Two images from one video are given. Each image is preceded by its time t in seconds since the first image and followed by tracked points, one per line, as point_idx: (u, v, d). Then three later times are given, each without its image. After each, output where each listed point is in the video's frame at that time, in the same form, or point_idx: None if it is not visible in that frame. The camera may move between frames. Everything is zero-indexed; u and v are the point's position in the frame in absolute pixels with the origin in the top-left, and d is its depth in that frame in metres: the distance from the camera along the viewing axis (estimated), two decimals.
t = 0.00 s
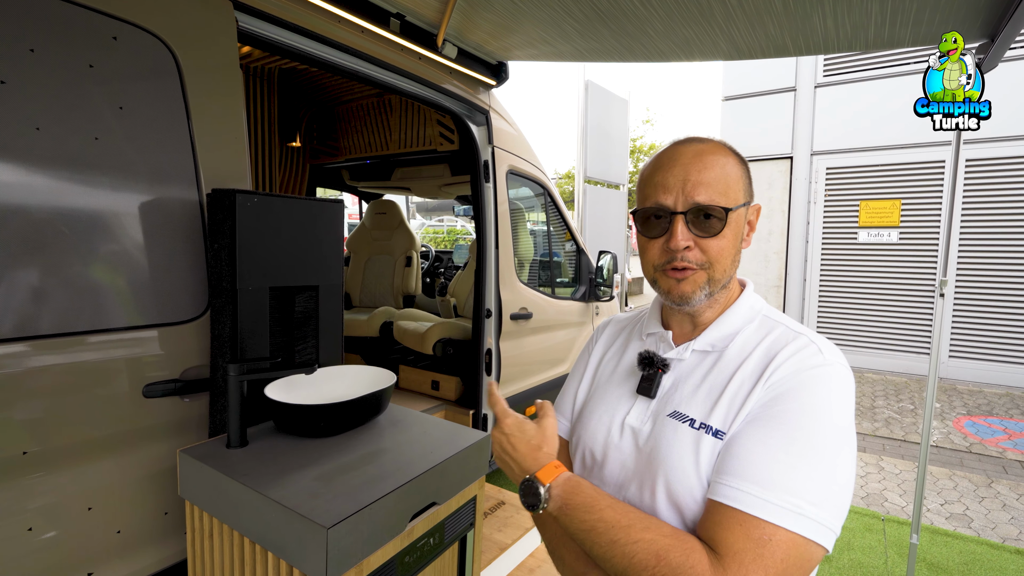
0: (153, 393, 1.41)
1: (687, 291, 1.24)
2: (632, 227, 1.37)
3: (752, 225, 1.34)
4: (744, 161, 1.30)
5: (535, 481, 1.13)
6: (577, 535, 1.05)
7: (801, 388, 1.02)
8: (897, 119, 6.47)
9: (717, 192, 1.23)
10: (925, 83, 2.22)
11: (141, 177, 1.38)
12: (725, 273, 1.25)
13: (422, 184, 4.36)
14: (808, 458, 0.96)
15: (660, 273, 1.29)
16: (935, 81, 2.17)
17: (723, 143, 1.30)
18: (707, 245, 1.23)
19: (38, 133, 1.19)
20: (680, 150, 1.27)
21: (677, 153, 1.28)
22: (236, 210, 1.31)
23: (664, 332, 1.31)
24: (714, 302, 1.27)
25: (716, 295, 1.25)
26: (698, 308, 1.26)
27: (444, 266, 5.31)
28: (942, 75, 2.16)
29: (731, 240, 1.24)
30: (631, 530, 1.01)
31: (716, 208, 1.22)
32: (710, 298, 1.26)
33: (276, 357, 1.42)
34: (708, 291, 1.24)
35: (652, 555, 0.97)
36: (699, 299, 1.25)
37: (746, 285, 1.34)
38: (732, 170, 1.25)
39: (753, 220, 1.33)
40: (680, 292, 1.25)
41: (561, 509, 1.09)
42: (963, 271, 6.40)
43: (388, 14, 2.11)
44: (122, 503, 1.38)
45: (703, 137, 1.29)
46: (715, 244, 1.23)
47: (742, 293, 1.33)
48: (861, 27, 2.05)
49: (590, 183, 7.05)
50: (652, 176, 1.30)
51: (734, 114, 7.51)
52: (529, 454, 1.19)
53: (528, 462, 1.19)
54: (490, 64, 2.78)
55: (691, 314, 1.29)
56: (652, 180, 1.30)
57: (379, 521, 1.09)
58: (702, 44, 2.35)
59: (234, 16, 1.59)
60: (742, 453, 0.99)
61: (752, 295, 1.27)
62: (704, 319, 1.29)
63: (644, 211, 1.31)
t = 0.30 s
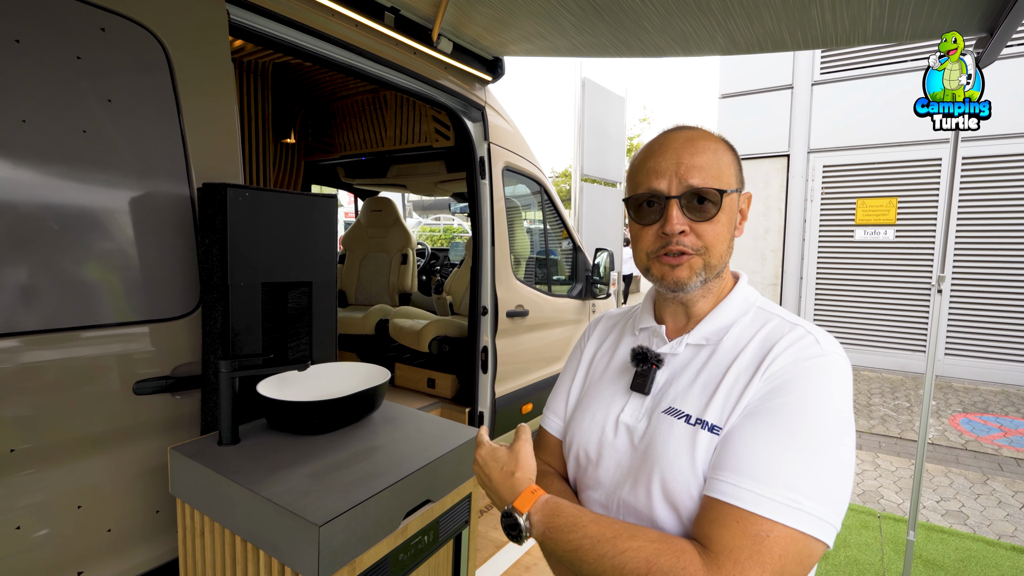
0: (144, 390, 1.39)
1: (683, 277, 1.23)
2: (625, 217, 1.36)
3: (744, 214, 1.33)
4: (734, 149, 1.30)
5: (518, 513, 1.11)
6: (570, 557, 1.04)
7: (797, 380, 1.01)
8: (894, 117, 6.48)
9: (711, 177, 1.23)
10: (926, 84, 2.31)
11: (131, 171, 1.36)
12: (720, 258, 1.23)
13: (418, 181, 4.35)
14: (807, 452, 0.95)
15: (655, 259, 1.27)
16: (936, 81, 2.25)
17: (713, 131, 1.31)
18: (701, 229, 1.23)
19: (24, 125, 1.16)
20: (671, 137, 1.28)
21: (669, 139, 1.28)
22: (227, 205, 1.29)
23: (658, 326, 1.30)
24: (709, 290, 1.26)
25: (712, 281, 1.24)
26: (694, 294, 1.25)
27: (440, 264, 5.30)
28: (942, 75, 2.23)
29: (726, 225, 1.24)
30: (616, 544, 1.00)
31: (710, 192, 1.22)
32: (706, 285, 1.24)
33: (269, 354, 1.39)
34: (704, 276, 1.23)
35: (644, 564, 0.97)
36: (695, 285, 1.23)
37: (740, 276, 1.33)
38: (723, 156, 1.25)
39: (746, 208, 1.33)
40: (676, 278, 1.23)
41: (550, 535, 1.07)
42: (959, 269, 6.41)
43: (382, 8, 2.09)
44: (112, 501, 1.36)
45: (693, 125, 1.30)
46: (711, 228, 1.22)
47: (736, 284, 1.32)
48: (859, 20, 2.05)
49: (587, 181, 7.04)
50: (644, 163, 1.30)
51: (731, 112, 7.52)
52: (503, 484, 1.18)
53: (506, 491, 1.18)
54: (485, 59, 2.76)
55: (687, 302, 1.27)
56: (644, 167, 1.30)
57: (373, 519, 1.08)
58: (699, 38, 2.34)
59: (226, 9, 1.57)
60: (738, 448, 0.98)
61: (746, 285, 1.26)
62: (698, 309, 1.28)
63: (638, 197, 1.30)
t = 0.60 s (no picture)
0: (131, 389, 1.36)
1: (677, 273, 1.20)
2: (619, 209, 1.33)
3: (742, 209, 1.30)
4: (732, 141, 1.27)
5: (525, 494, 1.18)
6: (561, 541, 1.08)
7: (794, 375, 0.98)
8: (894, 114, 6.45)
9: (707, 170, 1.20)
10: (927, 84, 2.39)
11: (118, 166, 1.33)
12: (716, 254, 1.21)
13: (414, 178, 4.32)
14: (802, 449, 0.92)
15: (649, 254, 1.24)
16: (936, 81, 2.34)
17: (711, 122, 1.27)
18: (697, 224, 1.20)
19: (6, 118, 1.13)
20: (667, 128, 1.25)
21: (665, 130, 1.25)
22: (215, 200, 1.26)
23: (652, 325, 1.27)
24: (704, 287, 1.23)
25: (707, 278, 1.21)
26: (688, 292, 1.22)
27: (437, 261, 5.27)
28: (942, 75, 2.32)
29: (722, 220, 1.21)
30: (607, 528, 1.03)
31: (706, 185, 1.19)
32: (701, 282, 1.22)
33: (259, 352, 1.37)
34: (699, 273, 1.21)
35: (627, 543, 0.99)
36: (689, 281, 1.21)
37: (737, 272, 1.30)
38: (720, 149, 1.22)
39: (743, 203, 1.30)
40: (670, 275, 1.21)
41: (548, 518, 1.12)
42: (960, 267, 6.39)
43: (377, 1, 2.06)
44: (98, 503, 1.33)
45: (690, 117, 1.27)
46: (706, 223, 1.19)
47: (732, 280, 1.30)
48: (861, 12, 2.01)
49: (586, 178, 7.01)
50: (639, 155, 1.27)
51: (731, 109, 7.48)
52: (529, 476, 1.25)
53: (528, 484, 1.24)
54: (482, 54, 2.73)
55: (681, 301, 1.25)
56: (638, 159, 1.26)
57: (364, 521, 1.05)
58: (699, 31, 2.30)
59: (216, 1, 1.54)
60: (732, 446, 0.95)
61: (743, 282, 1.24)
62: (694, 308, 1.26)
63: (632, 190, 1.27)
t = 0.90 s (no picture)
0: (120, 389, 1.33)
1: (676, 270, 1.18)
2: (619, 202, 1.30)
3: (747, 206, 1.28)
4: (740, 137, 1.24)
5: (513, 502, 1.16)
6: (550, 549, 1.05)
7: (790, 375, 0.96)
8: (897, 110, 6.40)
9: (712, 167, 1.17)
10: (927, 84, 2.48)
11: (107, 162, 1.31)
12: (717, 252, 1.18)
13: (413, 175, 4.29)
14: (797, 451, 0.89)
15: (647, 249, 1.22)
16: (936, 81, 2.43)
17: (720, 117, 1.24)
18: (698, 222, 1.17)
19: None
20: (674, 120, 1.21)
21: (670, 123, 1.21)
22: (204, 196, 1.24)
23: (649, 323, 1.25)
24: (705, 285, 1.21)
25: (706, 276, 1.19)
26: (686, 289, 1.20)
27: (436, 259, 5.25)
28: (942, 75, 2.42)
29: (725, 218, 1.18)
30: (593, 535, 1.01)
31: (710, 182, 1.16)
32: (700, 279, 1.19)
33: (250, 352, 1.34)
34: (698, 271, 1.18)
35: (613, 551, 0.97)
36: (688, 278, 1.19)
37: (737, 270, 1.28)
38: (727, 144, 1.19)
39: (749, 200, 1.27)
40: (670, 273, 1.19)
41: (536, 525, 1.10)
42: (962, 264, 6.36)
43: None
44: (87, 505, 1.31)
45: (698, 110, 1.23)
46: (708, 220, 1.17)
47: (733, 278, 1.27)
48: (866, 5, 1.98)
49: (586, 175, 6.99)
50: (643, 147, 1.24)
51: (733, 105, 7.45)
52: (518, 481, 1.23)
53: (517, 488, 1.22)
54: (479, 49, 2.71)
55: (680, 298, 1.23)
56: (642, 151, 1.23)
57: (355, 525, 1.03)
58: (699, 24, 2.27)
59: None
60: (724, 449, 0.92)
61: (744, 280, 1.21)
62: (692, 305, 1.23)
63: (634, 183, 1.24)
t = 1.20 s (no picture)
0: (110, 390, 1.31)
1: (672, 266, 1.15)
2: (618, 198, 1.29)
3: (752, 205, 1.25)
4: (743, 132, 1.21)
5: (505, 512, 1.14)
6: (542, 561, 1.03)
7: (794, 383, 0.93)
8: (900, 107, 6.36)
9: (712, 159, 1.14)
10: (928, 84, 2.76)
11: (96, 159, 1.28)
12: (717, 249, 1.14)
13: (412, 173, 4.26)
14: (801, 464, 0.86)
15: (643, 244, 1.19)
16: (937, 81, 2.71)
17: (724, 112, 1.21)
18: (696, 216, 1.14)
19: None
20: (674, 114, 1.20)
21: (670, 117, 1.20)
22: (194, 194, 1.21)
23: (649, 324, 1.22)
24: (703, 283, 1.17)
25: (705, 273, 1.15)
26: (684, 286, 1.17)
27: (436, 257, 5.23)
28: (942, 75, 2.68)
29: (725, 213, 1.15)
30: (586, 549, 0.99)
31: (707, 175, 1.13)
32: (698, 277, 1.16)
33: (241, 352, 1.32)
34: (696, 268, 1.14)
35: (606, 566, 0.94)
36: (686, 275, 1.15)
37: (742, 271, 1.24)
38: (729, 138, 1.16)
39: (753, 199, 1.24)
40: (665, 270, 1.15)
41: (529, 536, 1.08)
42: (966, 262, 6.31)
43: None
44: (77, 508, 1.28)
45: (700, 104, 1.21)
46: (706, 215, 1.13)
47: (737, 279, 1.23)
48: None
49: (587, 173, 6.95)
50: (641, 141, 1.23)
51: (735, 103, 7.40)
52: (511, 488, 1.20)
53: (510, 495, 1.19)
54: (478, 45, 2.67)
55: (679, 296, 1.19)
56: (641, 145, 1.22)
57: (347, 530, 1.00)
58: (701, 19, 2.24)
59: None
60: (724, 460, 0.90)
61: (748, 281, 1.18)
62: (692, 305, 1.20)
63: (632, 177, 1.22)
